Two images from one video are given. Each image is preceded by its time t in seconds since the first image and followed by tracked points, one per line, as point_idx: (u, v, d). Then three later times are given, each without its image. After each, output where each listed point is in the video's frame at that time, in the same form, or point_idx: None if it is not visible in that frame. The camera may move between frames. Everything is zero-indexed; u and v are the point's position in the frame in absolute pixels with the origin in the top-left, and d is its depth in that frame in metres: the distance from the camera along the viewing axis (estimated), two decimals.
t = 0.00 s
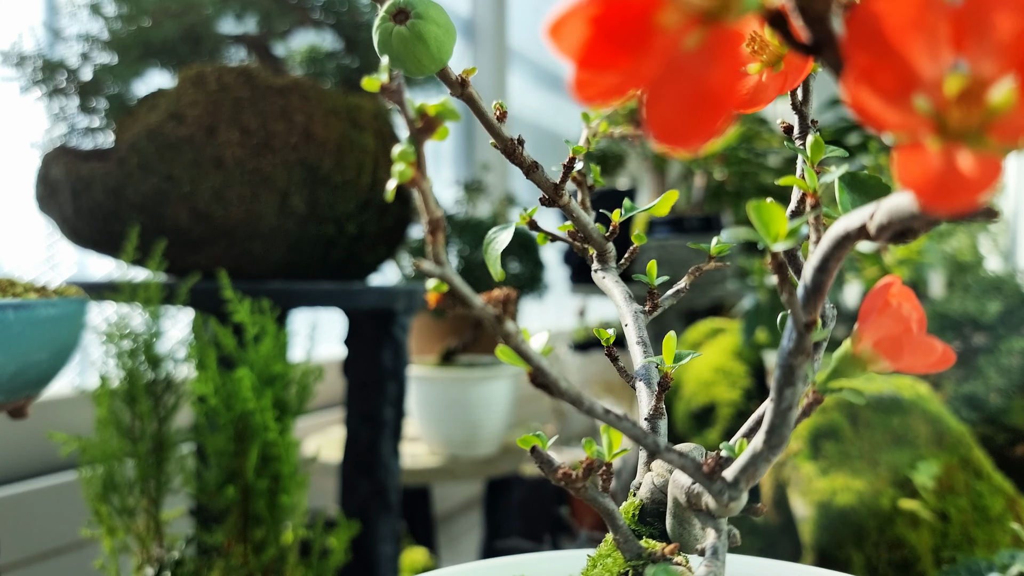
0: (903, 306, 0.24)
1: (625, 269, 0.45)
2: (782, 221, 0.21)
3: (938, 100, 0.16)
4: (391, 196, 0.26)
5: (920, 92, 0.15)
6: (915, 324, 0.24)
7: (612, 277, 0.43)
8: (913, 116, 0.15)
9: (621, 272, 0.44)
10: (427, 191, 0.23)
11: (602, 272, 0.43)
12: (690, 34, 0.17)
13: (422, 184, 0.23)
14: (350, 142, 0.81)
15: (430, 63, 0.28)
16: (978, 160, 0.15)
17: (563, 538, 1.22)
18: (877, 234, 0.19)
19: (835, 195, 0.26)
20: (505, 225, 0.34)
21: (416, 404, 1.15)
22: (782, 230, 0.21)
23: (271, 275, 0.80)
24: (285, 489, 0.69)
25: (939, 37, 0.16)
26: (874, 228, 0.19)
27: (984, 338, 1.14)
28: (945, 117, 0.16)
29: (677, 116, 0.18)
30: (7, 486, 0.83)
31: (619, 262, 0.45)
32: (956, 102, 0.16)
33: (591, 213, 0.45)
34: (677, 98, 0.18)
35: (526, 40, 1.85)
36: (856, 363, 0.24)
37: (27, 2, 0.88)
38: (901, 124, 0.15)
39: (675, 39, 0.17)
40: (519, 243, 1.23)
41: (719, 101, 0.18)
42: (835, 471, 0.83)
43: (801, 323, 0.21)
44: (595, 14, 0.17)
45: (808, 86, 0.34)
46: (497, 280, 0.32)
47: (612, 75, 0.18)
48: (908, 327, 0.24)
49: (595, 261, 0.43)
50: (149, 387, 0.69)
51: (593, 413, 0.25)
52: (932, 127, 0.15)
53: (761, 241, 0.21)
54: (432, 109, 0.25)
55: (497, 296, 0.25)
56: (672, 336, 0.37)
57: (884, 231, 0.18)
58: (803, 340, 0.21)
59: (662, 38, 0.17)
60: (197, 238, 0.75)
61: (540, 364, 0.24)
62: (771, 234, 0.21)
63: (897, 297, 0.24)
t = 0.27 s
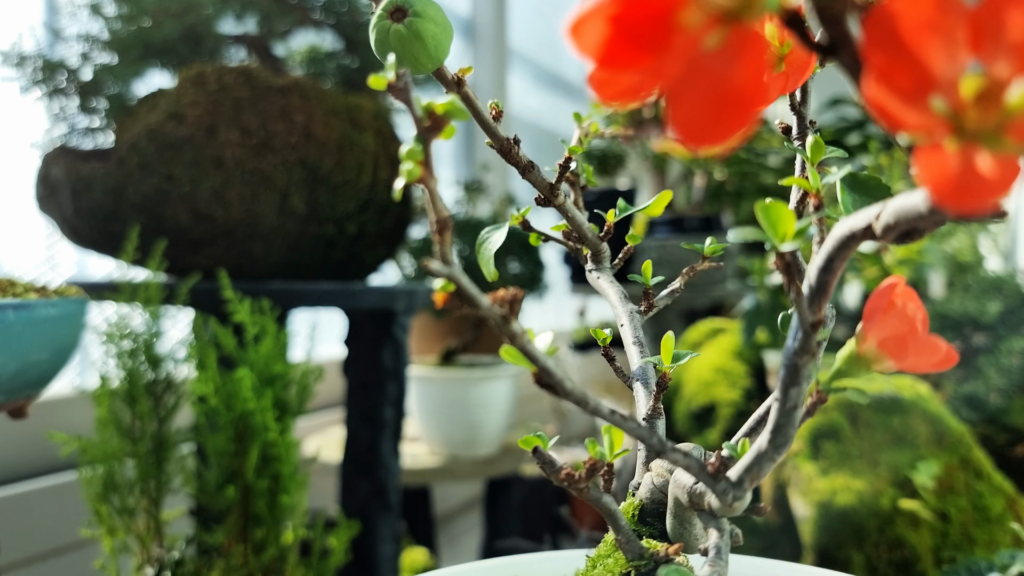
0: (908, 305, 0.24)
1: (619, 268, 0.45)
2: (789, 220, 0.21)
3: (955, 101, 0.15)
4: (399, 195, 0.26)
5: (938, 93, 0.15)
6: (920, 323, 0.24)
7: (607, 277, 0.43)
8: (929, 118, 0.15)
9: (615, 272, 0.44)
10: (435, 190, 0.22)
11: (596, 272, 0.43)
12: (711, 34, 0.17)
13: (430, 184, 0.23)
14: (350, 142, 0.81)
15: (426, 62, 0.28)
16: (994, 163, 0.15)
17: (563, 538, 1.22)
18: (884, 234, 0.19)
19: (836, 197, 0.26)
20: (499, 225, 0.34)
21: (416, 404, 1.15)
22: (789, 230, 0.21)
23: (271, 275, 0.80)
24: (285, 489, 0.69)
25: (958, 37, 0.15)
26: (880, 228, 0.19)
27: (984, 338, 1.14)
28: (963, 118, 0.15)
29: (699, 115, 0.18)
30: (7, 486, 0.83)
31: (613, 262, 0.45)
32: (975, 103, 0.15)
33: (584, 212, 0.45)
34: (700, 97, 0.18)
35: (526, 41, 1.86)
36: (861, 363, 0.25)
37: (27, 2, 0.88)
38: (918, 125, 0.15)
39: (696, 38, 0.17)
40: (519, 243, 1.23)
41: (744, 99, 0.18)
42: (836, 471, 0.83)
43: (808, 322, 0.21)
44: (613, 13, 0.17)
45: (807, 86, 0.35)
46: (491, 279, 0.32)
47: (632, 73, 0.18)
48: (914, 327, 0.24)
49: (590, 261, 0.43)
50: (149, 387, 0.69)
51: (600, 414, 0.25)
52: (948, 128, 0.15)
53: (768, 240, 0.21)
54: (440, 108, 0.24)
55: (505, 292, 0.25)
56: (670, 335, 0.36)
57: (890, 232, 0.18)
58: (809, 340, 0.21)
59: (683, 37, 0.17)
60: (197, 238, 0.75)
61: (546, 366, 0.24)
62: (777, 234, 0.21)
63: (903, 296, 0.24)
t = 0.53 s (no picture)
0: (912, 304, 0.24)
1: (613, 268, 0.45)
2: (796, 220, 0.21)
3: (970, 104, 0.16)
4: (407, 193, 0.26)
5: (954, 94, 0.15)
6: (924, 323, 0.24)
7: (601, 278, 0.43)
8: (946, 119, 0.15)
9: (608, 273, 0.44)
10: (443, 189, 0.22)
11: (591, 272, 0.43)
12: (733, 34, 0.17)
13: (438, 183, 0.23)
14: (350, 142, 0.81)
15: (423, 60, 0.28)
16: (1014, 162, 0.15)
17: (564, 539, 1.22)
18: (888, 234, 0.19)
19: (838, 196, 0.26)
20: (493, 224, 0.34)
21: (416, 404, 1.15)
22: (795, 230, 0.21)
23: (271, 275, 0.80)
24: (285, 489, 0.69)
25: (973, 41, 0.16)
26: (885, 228, 0.19)
27: (984, 338, 1.14)
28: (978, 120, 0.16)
29: (720, 115, 0.17)
30: (6, 486, 0.83)
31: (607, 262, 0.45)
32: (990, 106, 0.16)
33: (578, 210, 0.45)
34: (722, 97, 0.17)
35: (526, 40, 1.86)
36: (865, 363, 0.25)
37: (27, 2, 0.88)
38: (937, 125, 0.15)
39: (718, 38, 0.17)
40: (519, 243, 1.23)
41: (769, 100, 0.17)
42: (836, 471, 0.83)
43: (813, 323, 0.21)
44: (633, 11, 0.17)
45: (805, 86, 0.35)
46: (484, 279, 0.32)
47: (652, 74, 0.18)
48: (918, 326, 0.24)
49: (583, 262, 0.43)
50: (149, 387, 0.69)
51: (604, 413, 0.25)
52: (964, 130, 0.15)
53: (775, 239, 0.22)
54: (448, 107, 0.23)
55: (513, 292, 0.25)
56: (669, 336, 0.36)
57: (893, 234, 0.19)
58: (815, 340, 0.21)
59: (703, 37, 0.17)
60: (198, 238, 0.75)
61: (551, 364, 0.24)
62: (786, 235, 0.21)
63: (906, 295, 0.24)
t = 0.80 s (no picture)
0: (917, 303, 0.24)
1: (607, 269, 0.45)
2: (803, 220, 0.21)
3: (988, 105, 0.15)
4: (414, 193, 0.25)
5: (971, 95, 0.15)
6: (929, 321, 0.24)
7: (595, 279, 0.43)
8: (964, 119, 0.15)
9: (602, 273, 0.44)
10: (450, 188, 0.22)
11: (585, 273, 0.43)
12: (754, 33, 0.17)
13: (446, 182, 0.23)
14: (350, 142, 0.81)
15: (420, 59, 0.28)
16: None
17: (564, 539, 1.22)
18: (894, 235, 0.19)
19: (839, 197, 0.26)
20: (486, 225, 0.33)
21: (416, 405, 1.15)
22: (803, 231, 0.21)
23: (271, 275, 0.80)
24: (286, 489, 0.69)
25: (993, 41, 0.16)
26: (890, 228, 0.19)
27: (984, 338, 1.14)
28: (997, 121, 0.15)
29: (743, 114, 0.17)
30: (7, 486, 0.83)
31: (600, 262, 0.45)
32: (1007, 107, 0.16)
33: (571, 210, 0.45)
34: (745, 96, 0.17)
35: (526, 41, 1.86)
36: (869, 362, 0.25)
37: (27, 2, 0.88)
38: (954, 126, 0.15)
39: (738, 37, 0.17)
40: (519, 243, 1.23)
41: (794, 101, 0.17)
42: (836, 471, 0.84)
43: (819, 322, 0.21)
44: (652, 10, 0.17)
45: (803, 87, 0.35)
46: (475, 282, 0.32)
47: (672, 74, 0.17)
48: (924, 326, 0.24)
49: (578, 262, 0.43)
50: (149, 387, 0.69)
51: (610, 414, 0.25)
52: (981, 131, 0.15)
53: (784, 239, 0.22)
54: (458, 104, 0.23)
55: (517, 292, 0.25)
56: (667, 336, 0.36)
57: (899, 235, 0.19)
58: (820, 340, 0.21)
59: (723, 35, 0.17)
60: (197, 238, 0.75)
61: (558, 366, 0.24)
62: (794, 235, 0.21)
63: (911, 294, 0.24)
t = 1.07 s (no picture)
0: (921, 301, 0.24)
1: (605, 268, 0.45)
2: (812, 219, 0.21)
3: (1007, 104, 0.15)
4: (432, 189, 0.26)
5: (988, 96, 0.15)
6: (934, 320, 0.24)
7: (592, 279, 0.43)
8: (980, 119, 0.15)
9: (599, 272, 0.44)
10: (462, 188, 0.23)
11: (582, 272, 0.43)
12: (778, 34, 0.16)
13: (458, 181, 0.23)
14: (350, 142, 0.81)
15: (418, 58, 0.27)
16: None
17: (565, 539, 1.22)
18: (902, 233, 0.19)
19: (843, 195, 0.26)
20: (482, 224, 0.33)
21: (417, 404, 1.15)
22: (812, 230, 0.21)
23: (272, 275, 0.80)
24: (286, 489, 0.69)
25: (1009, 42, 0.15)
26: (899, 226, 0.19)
27: (986, 338, 1.14)
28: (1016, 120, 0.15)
29: (769, 115, 0.16)
30: (7, 486, 0.82)
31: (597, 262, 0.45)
32: None
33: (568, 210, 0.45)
34: (770, 97, 0.16)
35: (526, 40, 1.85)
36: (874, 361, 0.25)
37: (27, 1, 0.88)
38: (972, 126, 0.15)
39: (761, 38, 0.16)
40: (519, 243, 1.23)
41: (821, 101, 0.16)
42: (837, 471, 0.84)
43: (827, 321, 0.21)
44: (676, 9, 0.16)
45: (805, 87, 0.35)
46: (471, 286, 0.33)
47: (693, 73, 0.17)
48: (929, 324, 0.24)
49: (574, 262, 0.43)
50: (150, 387, 0.69)
51: (617, 414, 0.25)
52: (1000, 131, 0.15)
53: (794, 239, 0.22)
54: (469, 104, 0.24)
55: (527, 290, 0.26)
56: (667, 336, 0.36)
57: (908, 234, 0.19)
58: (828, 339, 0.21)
59: (746, 36, 0.16)
60: (198, 238, 0.75)
61: (566, 365, 0.24)
62: (803, 234, 0.21)
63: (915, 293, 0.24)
